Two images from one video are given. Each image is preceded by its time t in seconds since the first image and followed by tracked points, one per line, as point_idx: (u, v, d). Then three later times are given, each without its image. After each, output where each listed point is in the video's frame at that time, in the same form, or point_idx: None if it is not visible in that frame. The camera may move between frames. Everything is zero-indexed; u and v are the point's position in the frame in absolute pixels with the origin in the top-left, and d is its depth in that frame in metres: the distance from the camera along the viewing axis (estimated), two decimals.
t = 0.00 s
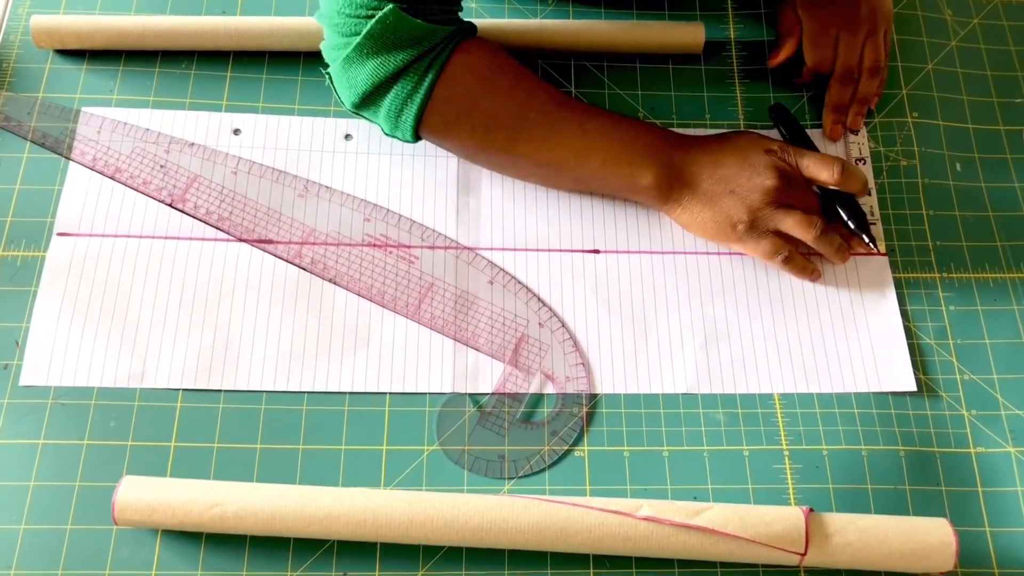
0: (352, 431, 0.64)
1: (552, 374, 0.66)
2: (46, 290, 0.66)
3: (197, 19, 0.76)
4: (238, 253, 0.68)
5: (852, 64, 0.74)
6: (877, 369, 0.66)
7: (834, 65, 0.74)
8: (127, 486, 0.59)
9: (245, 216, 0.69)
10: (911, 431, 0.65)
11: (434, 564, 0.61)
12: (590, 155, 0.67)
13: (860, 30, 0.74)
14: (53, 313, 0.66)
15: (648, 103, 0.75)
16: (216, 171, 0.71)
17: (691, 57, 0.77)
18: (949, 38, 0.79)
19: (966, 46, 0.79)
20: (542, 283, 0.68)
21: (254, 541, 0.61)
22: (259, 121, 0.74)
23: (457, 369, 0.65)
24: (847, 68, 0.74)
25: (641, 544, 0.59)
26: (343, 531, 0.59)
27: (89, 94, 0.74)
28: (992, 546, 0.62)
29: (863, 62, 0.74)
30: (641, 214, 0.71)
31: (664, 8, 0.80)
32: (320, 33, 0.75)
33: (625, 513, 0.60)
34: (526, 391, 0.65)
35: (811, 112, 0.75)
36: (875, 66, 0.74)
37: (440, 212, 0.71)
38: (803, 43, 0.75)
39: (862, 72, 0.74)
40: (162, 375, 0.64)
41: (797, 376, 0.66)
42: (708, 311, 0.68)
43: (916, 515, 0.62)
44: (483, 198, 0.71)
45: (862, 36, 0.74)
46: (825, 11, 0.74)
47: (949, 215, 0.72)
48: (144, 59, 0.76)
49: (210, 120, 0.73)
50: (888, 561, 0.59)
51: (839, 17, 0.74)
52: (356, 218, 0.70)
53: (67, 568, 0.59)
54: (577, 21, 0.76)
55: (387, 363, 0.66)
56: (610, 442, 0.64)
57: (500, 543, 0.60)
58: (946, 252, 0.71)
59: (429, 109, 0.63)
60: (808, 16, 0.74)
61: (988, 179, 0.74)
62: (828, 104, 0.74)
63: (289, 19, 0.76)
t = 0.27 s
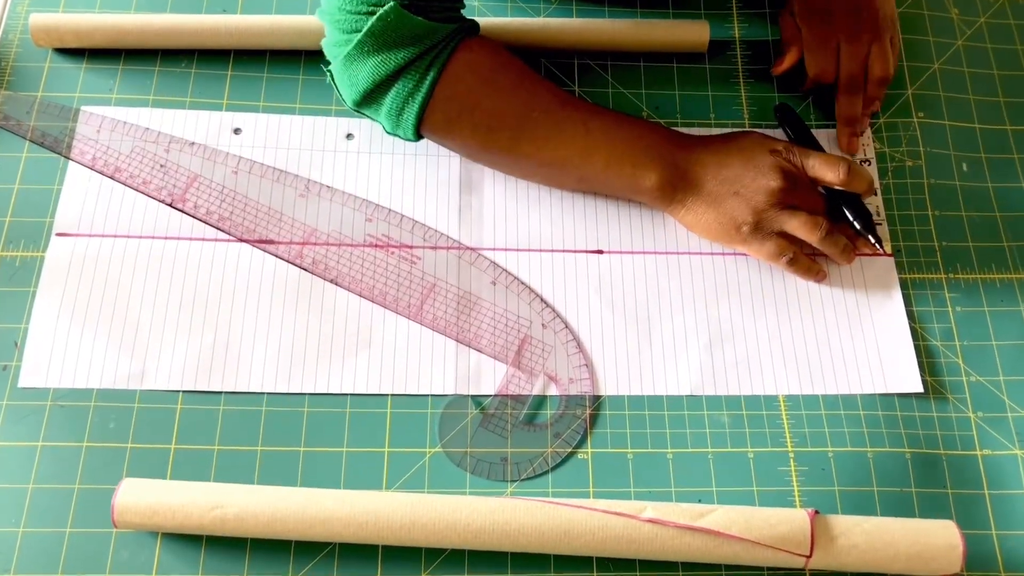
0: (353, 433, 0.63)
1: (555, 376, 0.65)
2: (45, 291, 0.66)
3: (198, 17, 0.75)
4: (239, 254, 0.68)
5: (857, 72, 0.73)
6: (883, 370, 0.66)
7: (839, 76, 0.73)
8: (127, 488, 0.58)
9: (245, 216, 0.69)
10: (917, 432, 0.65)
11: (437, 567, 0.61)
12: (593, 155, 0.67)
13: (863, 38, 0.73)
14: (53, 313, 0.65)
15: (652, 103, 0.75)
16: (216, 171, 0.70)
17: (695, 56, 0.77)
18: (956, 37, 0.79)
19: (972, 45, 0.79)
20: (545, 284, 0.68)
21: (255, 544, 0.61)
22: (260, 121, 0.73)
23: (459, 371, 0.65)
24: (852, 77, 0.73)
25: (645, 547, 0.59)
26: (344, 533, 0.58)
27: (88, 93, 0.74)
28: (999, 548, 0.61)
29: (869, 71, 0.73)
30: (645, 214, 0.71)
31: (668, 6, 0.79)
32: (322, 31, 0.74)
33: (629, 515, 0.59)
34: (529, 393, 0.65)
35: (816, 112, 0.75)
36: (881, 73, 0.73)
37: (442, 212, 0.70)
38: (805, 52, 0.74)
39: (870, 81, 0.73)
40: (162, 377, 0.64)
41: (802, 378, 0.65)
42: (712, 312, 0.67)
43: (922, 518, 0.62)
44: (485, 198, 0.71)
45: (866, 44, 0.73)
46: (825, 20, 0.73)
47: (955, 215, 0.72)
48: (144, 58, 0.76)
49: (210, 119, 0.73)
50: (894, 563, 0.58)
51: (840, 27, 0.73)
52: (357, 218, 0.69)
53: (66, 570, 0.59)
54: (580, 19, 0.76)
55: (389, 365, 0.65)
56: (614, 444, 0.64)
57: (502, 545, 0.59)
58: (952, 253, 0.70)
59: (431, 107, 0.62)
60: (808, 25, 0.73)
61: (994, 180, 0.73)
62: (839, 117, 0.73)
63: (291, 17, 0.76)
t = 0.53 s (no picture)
0: (355, 434, 0.63)
1: (558, 377, 0.65)
2: (45, 291, 0.65)
3: (198, 16, 0.75)
4: (240, 254, 0.67)
5: (864, 67, 0.73)
6: (889, 371, 0.65)
7: (845, 70, 0.73)
8: (127, 490, 0.58)
9: (246, 217, 0.68)
10: (923, 434, 0.64)
11: (439, 570, 0.60)
12: (596, 155, 0.66)
13: (869, 33, 0.73)
14: (52, 314, 0.65)
15: (656, 102, 0.74)
16: (217, 171, 0.70)
17: (699, 55, 0.76)
18: (962, 36, 0.78)
19: (978, 44, 0.78)
20: (548, 284, 0.67)
21: (256, 546, 0.60)
22: (261, 120, 0.73)
23: (461, 372, 0.64)
24: (858, 72, 0.72)
25: (649, 549, 0.58)
26: (345, 536, 0.58)
27: (88, 92, 0.73)
28: (1006, 551, 0.61)
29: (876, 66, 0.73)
30: (648, 214, 0.70)
31: (672, 5, 0.79)
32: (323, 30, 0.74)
33: (632, 517, 0.59)
34: (532, 394, 0.64)
35: (821, 111, 0.74)
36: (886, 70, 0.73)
37: (444, 212, 0.70)
38: (812, 48, 0.74)
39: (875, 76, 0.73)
40: (163, 378, 0.63)
41: (807, 379, 0.65)
42: (716, 313, 0.67)
43: (928, 520, 0.61)
44: (487, 198, 0.70)
45: (872, 39, 0.73)
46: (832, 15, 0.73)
47: (961, 215, 0.71)
48: (144, 57, 0.75)
49: (211, 119, 0.72)
50: (900, 566, 0.58)
51: (845, 22, 0.73)
52: (359, 218, 0.69)
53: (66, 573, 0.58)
54: (583, 19, 0.75)
55: (391, 366, 0.65)
56: (617, 445, 0.63)
57: (505, 548, 0.58)
58: (958, 253, 0.70)
59: (433, 107, 0.62)
60: (815, 21, 0.74)
61: (1000, 179, 0.73)
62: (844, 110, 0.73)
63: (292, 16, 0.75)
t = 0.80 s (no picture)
0: (357, 436, 0.63)
1: (561, 379, 0.64)
2: (44, 292, 0.65)
3: (199, 15, 0.74)
4: (241, 254, 0.67)
5: (870, 65, 0.72)
6: (894, 373, 0.65)
7: (851, 67, 0.73)
8: (126, 492, 0.57)
9: (247, 217, 0.68)
10: (928, 436, 0.64)
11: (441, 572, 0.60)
12: (599, 155, 0.66)
13: (875, 32, 0.72)
14: (51, 315, 0.64)
15: (659, 101, 0.74)
16: (217, 171, 0.69)
17: (703, 55, 0.76)
18: (968, 35, 0.78)
19: (984, 43, 0.78)
20: (551, 285, 0.67)
21: (257, 548, 0.60)
22: (262, 120, 0.72)
23: (464, 373, 0.64)
24: (864, 70, 0.72)
25: (652, 552, 0.58)
26: (347, 538, 0.57)
27: (88, 91, 0.73)
28: (1013, 554, 0.60)
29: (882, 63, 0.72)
30: (652, 214, 0.70)
31: (676, 4, 0.78)
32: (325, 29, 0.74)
33: (636, 519, 0.58)
34: (534, 396, 0.64)
35: (825, 111, 0.74)
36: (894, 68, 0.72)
37: (447, 212, 0.69)
38: (818, 45, 0.73)
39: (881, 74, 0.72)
40: (163, 379, 0.63)
41: (812, 380, 0.65)
42: (720, 314, 0.66)
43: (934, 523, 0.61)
44: (490, 198, 0.70)
45: (879, 37, 0.72)
46: (838, 12, 0.73)
47: (967, 216, 0.71)
48: (145, 56, 0.75)
49: (211, 118, 0.72)
50: (906, 569, 0.57)
51: (850, 19, 0.73)
52: (360, 219, 0.68)
53: None
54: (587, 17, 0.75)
55: (393, 367, 0.64)
56: (620, 447, 0.63)
57: (507, 551, 0.58)
58: (964, 253, 0.69)
59: (435, 107, 0.61)
60: (820, 18, 0.73)
61: (1007, 180, 0.72)
62: (849, 107, 0.72)
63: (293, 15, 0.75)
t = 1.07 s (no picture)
0: (358, 437, 0.62)
1: (563, 380, 0.64)
2: (43, 292, 0.65)
3: (199, 14, 0.74)
4: (242, 255, 0.66)
5: (868, 65, 0.72)
6: (899, 374, 0.64)
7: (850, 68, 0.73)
8: (126, 494, 0.57)
9: (248, 217, 0.67)
10: (934, 438, 0.63)
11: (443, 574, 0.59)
12: (602, 155, 0.66)
13: (875, 32, 0.72)
14: (51, 315, 0.64)
15: (663, 100, 0.73)
16: (218, 170, 0.69)
17: (707, 53, 0.75)
18: (973, 34, 0.77)
19: (991, 42, 0.77)
20: (555, 286, 0.66)
21: (257, 550, 0.59)
22: (263, 119, 0.72)
23: (466, 375, 0.64)
24: (863, 71, 0.72)
25: (656, 554, 0.57)
26: (348, 540, 0.57)
27: (88, 90, 0.73)
28: (1020, 556, 0.60)
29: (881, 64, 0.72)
30: (656, 214, 0.69)
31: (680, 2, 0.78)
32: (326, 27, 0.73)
33: (639, 521, 0.58)
34: (537, 398, 0.63)
35: (830, 111, 0.73)
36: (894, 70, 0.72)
37: (449, 212, 0.69)
38: (817, 44, 0.73)
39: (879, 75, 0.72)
40: (163, 380, 0.63)
41: (817, 381, 0.64)
42: (724, 315, 0.66)
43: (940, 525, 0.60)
44: (493, 198, 0.69)
45: (879, 36, 0.72)
46: (839, 12, 0.72)
47: (973, 216, 0.70)
48: (145, 54, 0.74)
49: (212, 117, 0.72)
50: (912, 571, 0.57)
51: (850, 19, 0.72)
52: (362, 219, 0.68)
53: None
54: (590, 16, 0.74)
55: (395, 369, 0.64)
56: (624, 449, 0.62)
57: (510, 553, 0.57)
58: (970, 254, 0.69)
59: (437, 105, 0.61)
60: (820, 17, 0.73)
61: (1013, 180, 0.72)
62: (846, 106, 0.72)
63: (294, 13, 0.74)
